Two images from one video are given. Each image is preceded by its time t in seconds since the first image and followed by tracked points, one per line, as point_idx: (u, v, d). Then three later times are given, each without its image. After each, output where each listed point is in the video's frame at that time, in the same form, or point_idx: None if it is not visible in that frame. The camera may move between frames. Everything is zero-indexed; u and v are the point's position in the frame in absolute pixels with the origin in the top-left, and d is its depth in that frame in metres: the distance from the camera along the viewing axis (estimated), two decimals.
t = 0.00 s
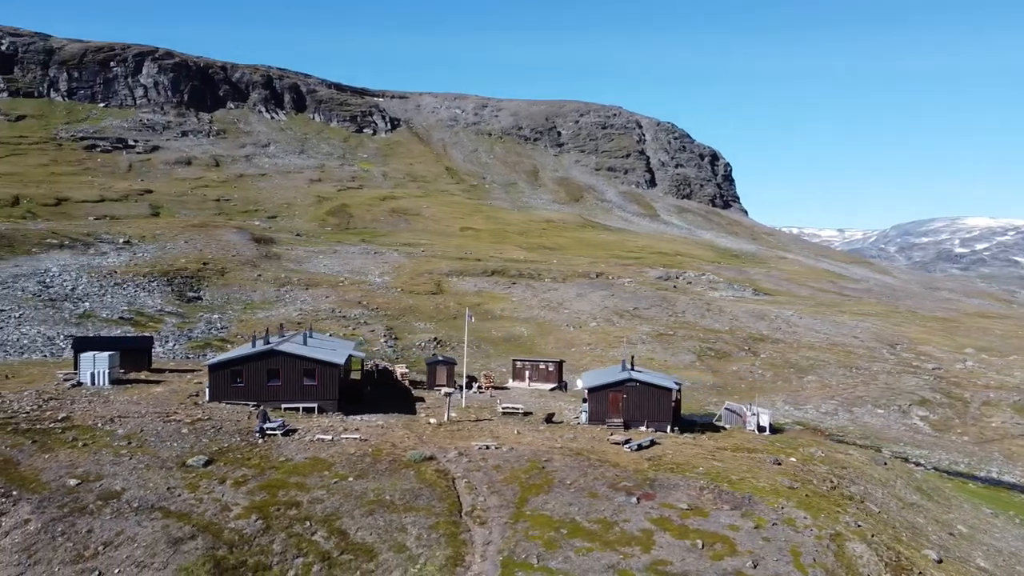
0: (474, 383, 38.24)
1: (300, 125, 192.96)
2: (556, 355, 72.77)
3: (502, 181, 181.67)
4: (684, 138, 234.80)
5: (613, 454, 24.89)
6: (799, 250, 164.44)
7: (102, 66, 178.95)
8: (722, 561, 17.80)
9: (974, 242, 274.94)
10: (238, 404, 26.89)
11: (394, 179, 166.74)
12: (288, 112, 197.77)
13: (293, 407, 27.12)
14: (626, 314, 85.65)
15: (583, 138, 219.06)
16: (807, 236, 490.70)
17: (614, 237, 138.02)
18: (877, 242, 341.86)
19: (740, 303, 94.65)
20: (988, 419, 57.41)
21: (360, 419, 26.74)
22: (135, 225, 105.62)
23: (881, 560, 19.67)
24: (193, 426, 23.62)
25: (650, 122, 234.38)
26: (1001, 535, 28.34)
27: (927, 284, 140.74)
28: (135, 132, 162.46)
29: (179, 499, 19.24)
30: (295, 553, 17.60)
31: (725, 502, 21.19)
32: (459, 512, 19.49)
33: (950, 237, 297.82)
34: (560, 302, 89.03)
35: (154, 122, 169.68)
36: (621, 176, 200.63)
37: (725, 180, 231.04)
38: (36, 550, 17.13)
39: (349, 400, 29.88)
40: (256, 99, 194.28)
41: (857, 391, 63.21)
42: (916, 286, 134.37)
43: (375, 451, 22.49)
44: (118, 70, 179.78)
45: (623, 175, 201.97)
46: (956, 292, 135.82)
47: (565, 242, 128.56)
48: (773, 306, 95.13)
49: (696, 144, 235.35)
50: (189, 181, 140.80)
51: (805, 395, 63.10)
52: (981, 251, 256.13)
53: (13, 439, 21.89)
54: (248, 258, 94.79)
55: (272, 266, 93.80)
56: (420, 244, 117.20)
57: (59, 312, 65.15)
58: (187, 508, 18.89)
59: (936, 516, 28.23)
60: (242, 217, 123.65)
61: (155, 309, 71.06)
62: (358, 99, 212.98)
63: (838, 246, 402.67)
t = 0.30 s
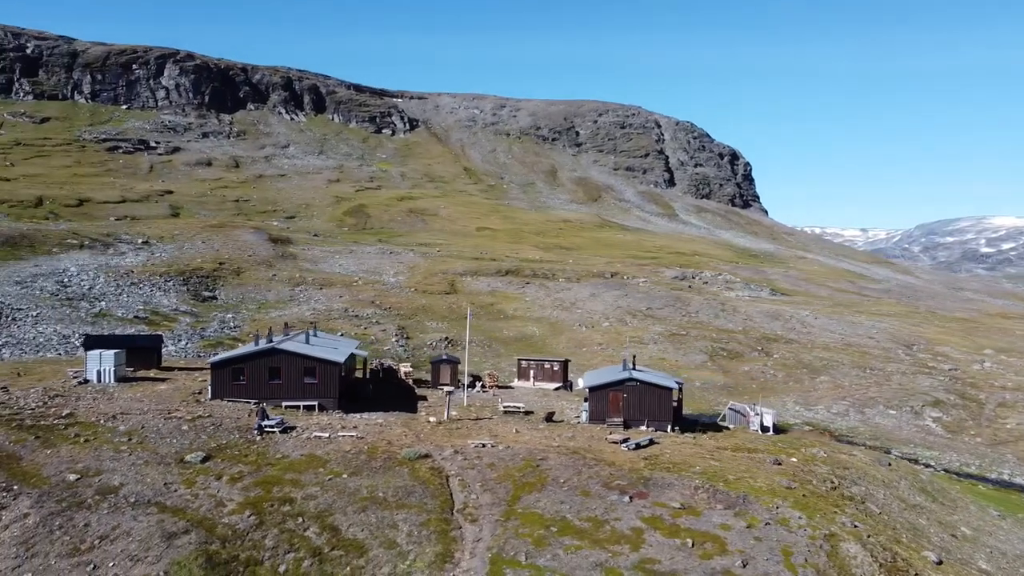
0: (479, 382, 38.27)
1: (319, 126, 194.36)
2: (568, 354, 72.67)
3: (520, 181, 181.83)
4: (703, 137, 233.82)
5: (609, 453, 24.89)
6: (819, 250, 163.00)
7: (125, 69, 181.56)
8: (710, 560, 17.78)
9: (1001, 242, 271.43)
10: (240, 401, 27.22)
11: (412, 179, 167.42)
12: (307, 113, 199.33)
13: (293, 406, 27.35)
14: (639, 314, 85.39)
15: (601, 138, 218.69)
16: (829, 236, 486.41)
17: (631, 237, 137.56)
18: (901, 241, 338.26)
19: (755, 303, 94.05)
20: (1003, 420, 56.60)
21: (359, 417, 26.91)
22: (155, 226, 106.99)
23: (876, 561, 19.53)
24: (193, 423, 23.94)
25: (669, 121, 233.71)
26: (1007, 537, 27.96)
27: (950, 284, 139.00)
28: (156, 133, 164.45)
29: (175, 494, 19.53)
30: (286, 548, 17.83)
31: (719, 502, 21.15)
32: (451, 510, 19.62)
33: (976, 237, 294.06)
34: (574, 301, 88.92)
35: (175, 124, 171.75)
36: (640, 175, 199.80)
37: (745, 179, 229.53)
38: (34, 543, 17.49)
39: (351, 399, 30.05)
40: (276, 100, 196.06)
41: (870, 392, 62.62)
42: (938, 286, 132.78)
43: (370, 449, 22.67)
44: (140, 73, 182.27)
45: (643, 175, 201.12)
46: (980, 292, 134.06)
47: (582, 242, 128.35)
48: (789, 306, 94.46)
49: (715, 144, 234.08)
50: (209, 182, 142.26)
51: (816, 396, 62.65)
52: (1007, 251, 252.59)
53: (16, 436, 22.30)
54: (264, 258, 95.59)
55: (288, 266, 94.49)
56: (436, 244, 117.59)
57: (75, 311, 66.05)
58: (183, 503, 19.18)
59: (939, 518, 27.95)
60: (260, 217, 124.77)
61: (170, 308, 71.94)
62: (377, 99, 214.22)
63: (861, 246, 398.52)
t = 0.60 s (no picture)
0: (483, 381, 38.39)
1: (338, 127, 195.70)
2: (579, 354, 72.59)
3: (538, 181, 181.87)
4: (723, 136, 232.79)
5: (606, 452, 24.91)
6: (840, 250, 161.42)
7: (147, 71, 184.12)
8: (699, 559, 17.77)
9: None
10: (242, 398, 27.54)
11: (430, 179, 167.97)
12: (326, 114, 200.91)
13: (295, 403, 27.61)
14: (652, 314, 85.14)
15: (620, 137, 218.27)
16: (851, 236, 481.63)
17: (649, 237, 137.04)
18: (926, 241, 334.39)
19: (770, 303, 93.46)
20: (1017, 422, 55.80)
21: (358, 415, 27.16)
22: (174, 226, 108.33)
23: (869, 561, 19.42)
24: (193, 420, 24.27)
25: (688, 120, 233.04)
26: (1012, 539, 27.57)
27: (973, 285, 137.23)
28: (176, 134, 166.40)
29: (172, 490, 19.83)
30: (279, 544, 18.07)
31: (712, 500, 21.12)
32: (443, 506, 19.76)
33: (1002, 237, 290.01)
34: (587, 301, 88.82)
35: (197, 125, 173.60)
36: (659, 175, 198.89)
37: (766, 179, 227.91)
38: (33, 537, 17.83)
39: (352, 397, 30.29)
40: (295, 101, 197.67)
41: (882, 393, 62.07)
42: (961, 286, 131.11)
43: (366, 446, 22.88)
44: (162, 75, 184.77)
45: (662, 174, 200.23)
46: (1004, 293, 132.24)
47: (598, 242, 128.13)
48: (805, 306, 93.74)
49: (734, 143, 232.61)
50: (229, 183, 143.62)
51: (828, 396, 62.15)
52: None
53: (20, 431, 22.73)
54: (280, 258, 96.38)
55: (304, 266, 95.11)
56: (452, 244, 117.92)
57: (90, 310, 66.95)
58: (179, 498, 19.47)
59: (942, 519, 27.66)
60: (278, 217, 125.89)
61: (185, 307, 72.74)
62: (395, 100, 215.34)
63: (884, 246, 393.85)
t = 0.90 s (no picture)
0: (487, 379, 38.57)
1: (357, 128, 196.99)
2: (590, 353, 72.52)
3: (556, 181, 181.72)
4: (743, 135, 231.27)
5: (603, 451, 24.94)
6: (860, 250, 159.74)
7: (168, 73, 186.50)
8: (688, 557, 17.75)
9: None
10: (244, 396, 27.85)
11: (447, 179, 168.43)
12: (346, 115, 202.42)
13: (296, 401, 27.90)
14: (665, 313, 84.84)
15: (638, 136, 217.66)
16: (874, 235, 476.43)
17: (666, 237, 136.45)
18: (951, 241, 330.05)
19: (786, 303, 92.83)
20: None
21: (358, 412, 27.38)
22: (193, 226, 109.50)
23: (863, 560, 19.30)
24: (194, 417, 24.59)
25: (707, 119, 231.90)
26: (1017, 541, 27.23)
27: (997, 285, 135.22)
28: (197, 135, 168.27)
29: (169, 485, 20.13)
30: (272, 538, 18.30)
31: (705, 499, 21.10)
32: (436, 503, 19.90)
33: None
34: (600, 301, 88.69)
35: (217, 126, 175.40)
36: (678, 174, 197.89)
37: (786, 178, 226.07)
38: (32, 530, 18.19)
39: (353, 394, 30.54)
40: (315, 102, 199.39)
41: (895, 394, 61.46)
42: (984, 286, 129.27)
43: (363, 443, 23.07)
44: (184, 77, 187.07)
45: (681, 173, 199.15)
46: None
47: (614, 242, 127.81)
48: (821, 306, 92.96)
49: (754, 142, 230.98)
50: (248, 184, 144.89)
51: (839, 396, 61.66)
52: None
53: (24, 426, 23.19)
54: (296, 258, 97.09)
55: (319, 265, 95.80)
56: (468, 243, 118.16)
57: (107, 309, 67.87)
58: (175, 493, 19.77)
59: (946, 520, 27.37)
60: (296, 217, 126.87)
61: (199, 306, 73.52)
62: (414, 101, 216.38)
63: (908, 246, 389.01)
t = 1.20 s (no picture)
0: (492, 378, 38.73)
1: (376, 128, 198.34)
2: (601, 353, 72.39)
3: (574, 181, 181.48)
4: (763, 134, 229.72)
5: (599, 449, 25.01)
6: (882, 249, 158.06)
7: (189, 75, 188.97)
8: (677, 555, 17.76)
9: None
10: (246, 394, 28.21)
11: (464, 179, 168.86)
12: (365, 116, 204.01)
13: (297, 398, 28.22)
14: (678, 313, 84.52)
15: (657, 135, 216.96)
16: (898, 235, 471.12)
17: (683, 237, 135.83)
18: (977, 241, 325.69)
19: (801, 303, 92.16)
20: None
21: (358, 410, 27.65)
22: (212, 226, 110.63)
23: (857, 560, 19.21)
24: (195, 414, 24.96)
25: (727, 118, 230.68)
26: (1021, 543, 26.89)
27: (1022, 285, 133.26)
28: (217, 137, 170.13)
29: (166, 480, 20.44)
30: (265, 533, 18.57)
31: (699, 498, 21.08)
32: (428, 500, 20.06)
33: None
34: (613, 301, 88.54)
35: (237, 127, 177.30)
36: (697, 173, 196.86)
37: (807, 177, 224.15)
38: (32, 523, 18.57)
39: (354, 391, 30.81)
40: (334, 103, 201.13)
41: (908, 394, 60.83)
42: (1008, 286, 127.46)
43: (359, 441, 23.28)
44: (205, 79, 189.47)
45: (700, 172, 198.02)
46: None
47: (631, 241, 127.40)
48: (837, 306, 92.15)
49: (775, 141, 229.31)
50: (267, 184, 146.17)
51: (851, 397, 61.13)
52: None
53: (29, 422, 23.67)
54: (312, 258, 97.78)
55: (334, 265, 96.45)
56: (484, 243, 118.32)
57: (122, 308, 68.83)
58: (173, 488, 20.08)
59: (948, 522, 27.09)
60: (314, 217, 127.86)
61: (214, 305, 74.29)
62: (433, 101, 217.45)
63: (932, 246, 383.93)
